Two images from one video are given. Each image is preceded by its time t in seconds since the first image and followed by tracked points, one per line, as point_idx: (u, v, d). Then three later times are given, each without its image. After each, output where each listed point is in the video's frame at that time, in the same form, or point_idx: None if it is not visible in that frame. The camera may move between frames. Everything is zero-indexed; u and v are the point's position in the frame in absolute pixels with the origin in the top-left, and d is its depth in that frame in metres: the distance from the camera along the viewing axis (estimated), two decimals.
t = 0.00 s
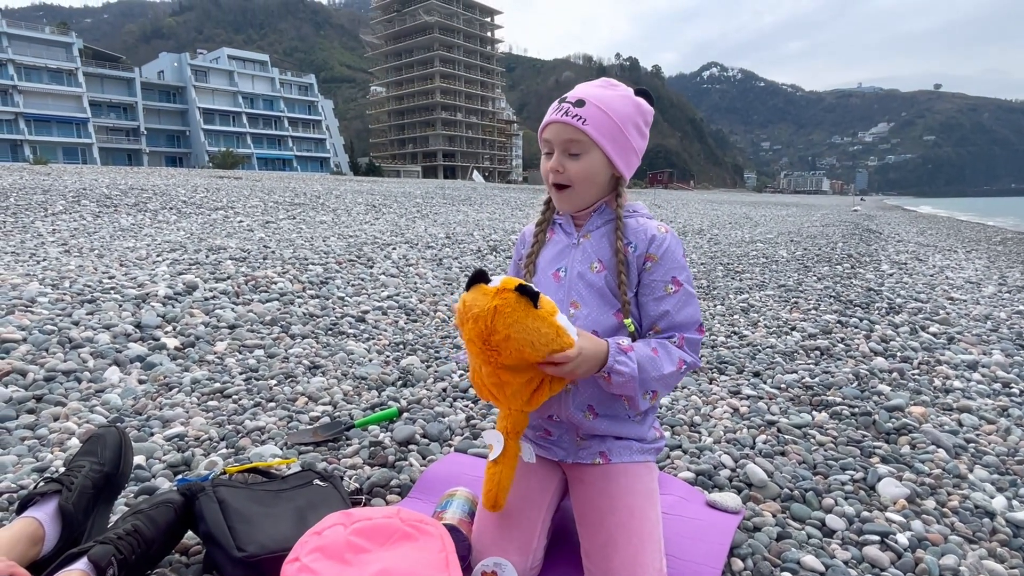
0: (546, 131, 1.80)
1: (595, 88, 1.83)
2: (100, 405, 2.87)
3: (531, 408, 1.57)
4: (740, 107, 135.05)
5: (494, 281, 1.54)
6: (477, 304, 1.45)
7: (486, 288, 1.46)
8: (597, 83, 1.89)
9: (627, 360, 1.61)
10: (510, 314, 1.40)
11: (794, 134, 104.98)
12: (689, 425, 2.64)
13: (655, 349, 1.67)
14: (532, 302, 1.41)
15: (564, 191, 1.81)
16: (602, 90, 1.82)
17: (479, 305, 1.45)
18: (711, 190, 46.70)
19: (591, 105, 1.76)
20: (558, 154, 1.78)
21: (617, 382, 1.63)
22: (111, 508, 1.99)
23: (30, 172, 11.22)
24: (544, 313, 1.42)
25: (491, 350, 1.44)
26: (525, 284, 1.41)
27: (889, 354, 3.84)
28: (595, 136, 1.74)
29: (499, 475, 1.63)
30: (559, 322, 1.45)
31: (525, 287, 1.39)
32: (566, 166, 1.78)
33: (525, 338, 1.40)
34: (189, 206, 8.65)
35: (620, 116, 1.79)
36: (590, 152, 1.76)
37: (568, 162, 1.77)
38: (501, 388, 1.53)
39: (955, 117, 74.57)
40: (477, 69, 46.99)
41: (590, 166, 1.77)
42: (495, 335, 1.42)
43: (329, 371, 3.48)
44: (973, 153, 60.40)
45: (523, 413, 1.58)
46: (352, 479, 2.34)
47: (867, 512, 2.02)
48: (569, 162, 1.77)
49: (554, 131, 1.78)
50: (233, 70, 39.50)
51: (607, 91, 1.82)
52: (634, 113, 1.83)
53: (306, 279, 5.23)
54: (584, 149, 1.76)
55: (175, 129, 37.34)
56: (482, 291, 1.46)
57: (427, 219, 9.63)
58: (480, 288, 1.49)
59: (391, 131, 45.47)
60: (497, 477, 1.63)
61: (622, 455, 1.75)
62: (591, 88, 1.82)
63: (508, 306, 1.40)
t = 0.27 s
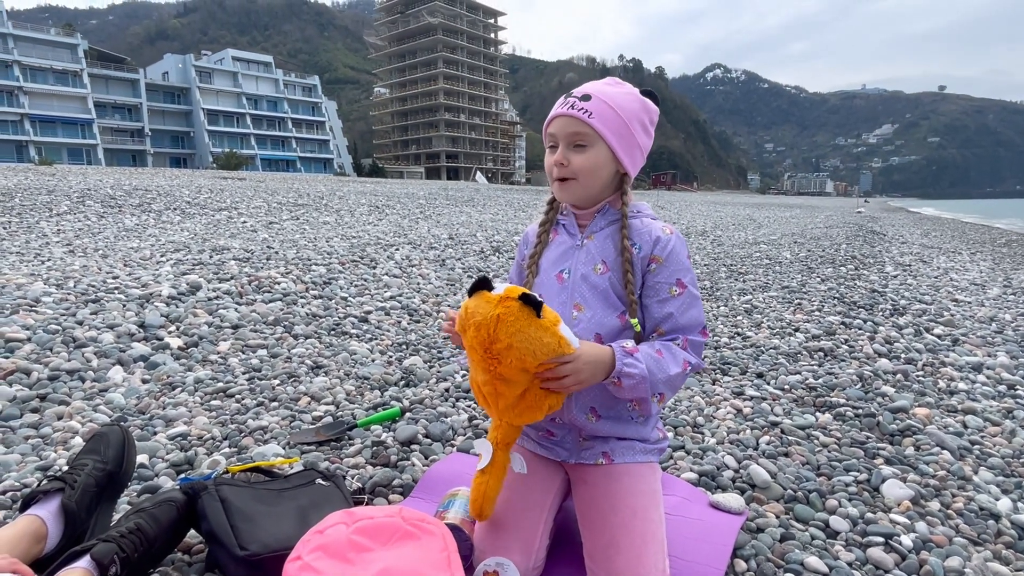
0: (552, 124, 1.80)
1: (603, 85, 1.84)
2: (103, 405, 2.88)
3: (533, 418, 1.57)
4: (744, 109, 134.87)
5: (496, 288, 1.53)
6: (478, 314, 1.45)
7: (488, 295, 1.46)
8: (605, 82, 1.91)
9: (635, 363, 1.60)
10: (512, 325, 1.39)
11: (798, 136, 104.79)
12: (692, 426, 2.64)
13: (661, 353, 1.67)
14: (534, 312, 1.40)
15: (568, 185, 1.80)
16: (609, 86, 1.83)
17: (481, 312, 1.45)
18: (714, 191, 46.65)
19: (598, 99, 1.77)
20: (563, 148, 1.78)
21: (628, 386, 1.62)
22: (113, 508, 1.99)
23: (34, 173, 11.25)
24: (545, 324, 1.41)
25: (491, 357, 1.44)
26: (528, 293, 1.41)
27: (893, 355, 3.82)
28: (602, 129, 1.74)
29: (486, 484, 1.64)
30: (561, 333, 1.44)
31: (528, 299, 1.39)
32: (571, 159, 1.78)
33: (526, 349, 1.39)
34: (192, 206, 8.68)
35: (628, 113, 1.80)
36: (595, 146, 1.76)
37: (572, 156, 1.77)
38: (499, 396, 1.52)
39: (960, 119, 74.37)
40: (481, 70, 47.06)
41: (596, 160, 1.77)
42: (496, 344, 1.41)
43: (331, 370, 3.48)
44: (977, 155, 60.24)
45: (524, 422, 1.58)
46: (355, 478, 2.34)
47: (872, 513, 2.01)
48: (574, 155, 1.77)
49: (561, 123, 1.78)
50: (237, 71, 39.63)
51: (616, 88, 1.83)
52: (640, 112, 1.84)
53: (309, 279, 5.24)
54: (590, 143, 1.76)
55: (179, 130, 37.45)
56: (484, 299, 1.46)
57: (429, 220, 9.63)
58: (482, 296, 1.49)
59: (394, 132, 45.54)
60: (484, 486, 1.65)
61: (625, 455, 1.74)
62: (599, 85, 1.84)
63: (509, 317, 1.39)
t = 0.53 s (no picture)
0: (556, 124, 1.80)
1: (608, 85, 1.84)
2: (108, 403, 2.89)
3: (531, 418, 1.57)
4: (748, 110, 134.57)
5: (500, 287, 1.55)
6: (481, 307, 1.47)
7: (490, 293, 1.48)
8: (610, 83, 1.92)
9: (629, 372, 1.60)
10: (511, 318, 1.40)
11: (802, 137, 104.49)
12: (696, 427, 2.63)
13: (660, 359, 1.66)
14: (533, 305, 1.41)
15: (571, 185, 1.80)
16: (614, 86, 1.83)
17: (483, 308, 1.47)
18: (719, 192, 46.56)
19: (603, 99, 1.77)
20: (566, 147, 1.78)
21: (621, 394, 1.61)
22: (118, 505, 2.00)
23: (40, 173, 11.32)
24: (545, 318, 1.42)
25: (491, 352, 1.44)
26: (528, 289, 1.42)
27: (897, 357, 3.81)
28: (605, 129, 1.74)
29: (497, 483, 1.64)
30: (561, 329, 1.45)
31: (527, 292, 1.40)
32: (574, 159, 1.77)
33: (524, 342, 1.40)
34: (197, 206, 8.71)
35: (632, 113, 1.80)
36: (598, 146, 1.76)
37: (575, 155, 1.77)
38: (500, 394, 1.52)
39: (966, 120, 74.04)
40: (485, 71, 47.11)
41: (599, 159, 1.76)
42: (496, 338, 1.42)
43: (335, 370, 3.49)
44: (983, 156, 59.96)
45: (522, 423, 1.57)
46: (358, 477, 2.34)
47: (875, 515, 2.01)
48: (577, 154, 1.77)
49: (565, 123, 1.78)
50: (242, 71, 39.77)
51: (621, 89, 1.83)
52: (644, 112, 1.84)
53: (313, 279, 5.25)
54: (593, 143, 1.76)
55: (184, 131, 37.60)
56: (486, 296, 1.48)
57: (433, 220, 9.64)
58: (485, 294, 1.51)
59: (399, 133, 45.62)
60: (494, 486, 1.65)
61: (627, 455, 1.74)
62: (604, 85, 1.84)
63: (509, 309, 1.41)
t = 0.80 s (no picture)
0: (556, 126, 1.81)
1: (608, 85, 1.84)
2: (114, 401, 2.90)
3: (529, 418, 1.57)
4: (754, 110, 134.14)
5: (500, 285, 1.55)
6: (481, 306, 1.46)
7: (491, 290, 1.48)
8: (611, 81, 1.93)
9: (619, 374, 1.59)
10: (513, 311, 1.40)
11: (808, 137, 104.11)
12: (699, 428, 2.62)
13: (655, 361, 1.65)
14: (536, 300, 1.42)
15: (572, 187, 1.79)
16: (614, 86, 1.83)
17: (484, 304, 1.46)
18: (724, 193, 46.45)
19: (602, 99, 1.76)
20: (567, 148, 1.78)
21: (611, 395, 1.59)
22: (122, 502, 2.01)
23: (48, 172, 11.39)
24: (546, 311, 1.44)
25: (491, 349, 1.44)
26: (530, 285, 1.43)
27: (903, 358, 3.79)
28: (606, 131, 1.73)
29: (494, 486, 1.59)
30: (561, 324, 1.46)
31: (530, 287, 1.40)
32: (575, 160, 1.77)
33: (527, 338, 1.39)
34: (203, 205, 8.75)
35: (634, 113, 1.80)
36: (599, 148, 1.76)
37: (576, 156, 1.77)
38: (500, 392, 1.51)
39: (974, 120, 73.61)
40: (490, 71, 47.14)
41: (600, 160, 1.76)
42: (497, 334, 1.42)
43: (339, 369, 3.50)
44: (991, 157, 59.60)
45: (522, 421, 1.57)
46: (361, 476, 2.34)
47: (879, 516, 2.00)
48: (577, 156, 1.77)
49: (565, 124, 1.78)
50: (248, 71, 39.94)
51: (621, 89, 1.83)
52: (645, 112, 1.84)
53: (318, 278, 5.26)
54: (594, 144, 1.76)
55: (191, 130, 37.79)
56: (487, 292, 1.48)
57: (438, 220, 9.66)
58: (485, 291, 1.51)
59: (404, 133, 45.70)
60: (492, 488, 1.60)
61: (630, 455, 1.74)
62: (605, 85, 1.84)
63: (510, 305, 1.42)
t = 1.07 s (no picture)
0: (545, 125, 1.82)
1: (598, 79, 1.84)
2: (120, 398, 2.92)
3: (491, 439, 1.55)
4: (761, 110, 133.59)
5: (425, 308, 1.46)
6: (408, 341, 1.39)
7: (414, 324, 1.39)
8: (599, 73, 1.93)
9: (575, 373, 1.54)
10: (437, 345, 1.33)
11: (816, 137, 103.62)
12: (704, 427, 2.62)
13: (617, 357, 1.60)
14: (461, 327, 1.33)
15: (565, 186, 1.81)
16: (604, 80, 1.83)
17: (411, 343, 1.38)
18: (730, 193, 46.30)
19: (590, 95, 1.77)
20: (557, 147, 1.79)
21: (567, 395, 1.55)
22: (128, 498, 2.02)
23: (56, 170, 11.46)
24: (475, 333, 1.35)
25: (432, 387, 1.38)
26: (450, 315, 1.33)
27: (910, 359, 3.77)
28: (596, 128, 1.74)
29: (493, 501, 1.64)
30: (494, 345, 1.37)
31: (450, 320, 1.31)
32: (566, 159, 1.78)
33: (458, 370, 1.33)
34: (209, 204, 8.77)
35: (622, 106, 1.80)
36: (589, 146, 1.77)
37: (567, 156, 1.78)
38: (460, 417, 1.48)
39: (983, 120, 73.08)
40: (496, 70, 47.15)
41: (590, 158, 1.77)
42: (431, 373, 1.36)
43: (344, 367, 3.51)
44: (1000, 157, 59.17)
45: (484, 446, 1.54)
46: (366, 473, 2.35)
47: (885, 517, 1.99)
48: (568, 156, 1.78)
49: (554, 122, 1.79)
50: (255, 71, 40.09)
51: (610, 82, 1.83)
52: (636, 105, 1.84)
53: (323, 277, 5.28)
54: (584, 142, 1.77)
55: (198, 130, 37.95)
56: (411, 328, 1.39)
57: (443, 220, 9.66)
58: (409, 325, 1.42)
59: (410, 132, 45.75)
60: (491, 501, 1.64)
61: (635, 454, 1.74)
62: (593, 78, 1.84)
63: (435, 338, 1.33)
